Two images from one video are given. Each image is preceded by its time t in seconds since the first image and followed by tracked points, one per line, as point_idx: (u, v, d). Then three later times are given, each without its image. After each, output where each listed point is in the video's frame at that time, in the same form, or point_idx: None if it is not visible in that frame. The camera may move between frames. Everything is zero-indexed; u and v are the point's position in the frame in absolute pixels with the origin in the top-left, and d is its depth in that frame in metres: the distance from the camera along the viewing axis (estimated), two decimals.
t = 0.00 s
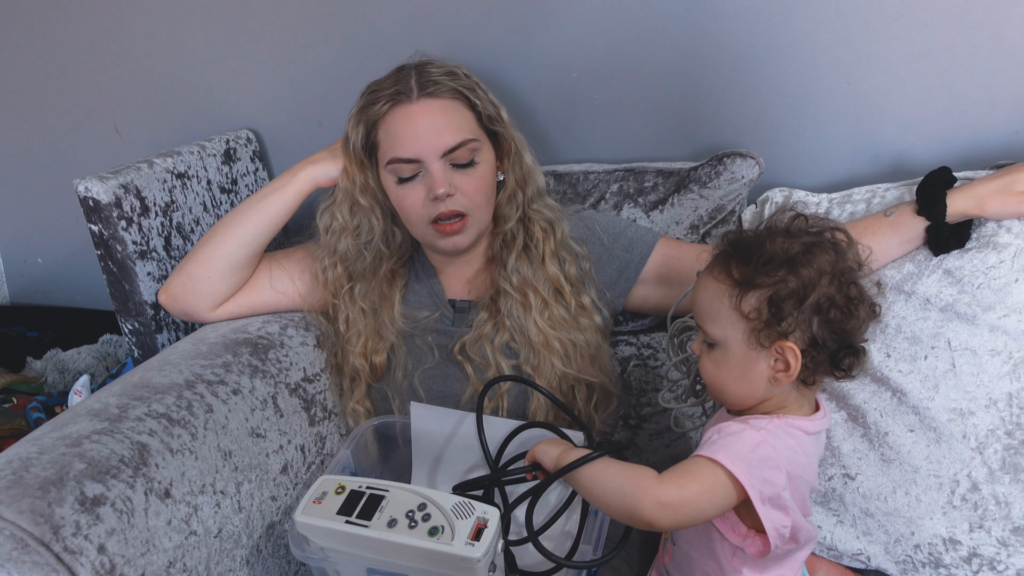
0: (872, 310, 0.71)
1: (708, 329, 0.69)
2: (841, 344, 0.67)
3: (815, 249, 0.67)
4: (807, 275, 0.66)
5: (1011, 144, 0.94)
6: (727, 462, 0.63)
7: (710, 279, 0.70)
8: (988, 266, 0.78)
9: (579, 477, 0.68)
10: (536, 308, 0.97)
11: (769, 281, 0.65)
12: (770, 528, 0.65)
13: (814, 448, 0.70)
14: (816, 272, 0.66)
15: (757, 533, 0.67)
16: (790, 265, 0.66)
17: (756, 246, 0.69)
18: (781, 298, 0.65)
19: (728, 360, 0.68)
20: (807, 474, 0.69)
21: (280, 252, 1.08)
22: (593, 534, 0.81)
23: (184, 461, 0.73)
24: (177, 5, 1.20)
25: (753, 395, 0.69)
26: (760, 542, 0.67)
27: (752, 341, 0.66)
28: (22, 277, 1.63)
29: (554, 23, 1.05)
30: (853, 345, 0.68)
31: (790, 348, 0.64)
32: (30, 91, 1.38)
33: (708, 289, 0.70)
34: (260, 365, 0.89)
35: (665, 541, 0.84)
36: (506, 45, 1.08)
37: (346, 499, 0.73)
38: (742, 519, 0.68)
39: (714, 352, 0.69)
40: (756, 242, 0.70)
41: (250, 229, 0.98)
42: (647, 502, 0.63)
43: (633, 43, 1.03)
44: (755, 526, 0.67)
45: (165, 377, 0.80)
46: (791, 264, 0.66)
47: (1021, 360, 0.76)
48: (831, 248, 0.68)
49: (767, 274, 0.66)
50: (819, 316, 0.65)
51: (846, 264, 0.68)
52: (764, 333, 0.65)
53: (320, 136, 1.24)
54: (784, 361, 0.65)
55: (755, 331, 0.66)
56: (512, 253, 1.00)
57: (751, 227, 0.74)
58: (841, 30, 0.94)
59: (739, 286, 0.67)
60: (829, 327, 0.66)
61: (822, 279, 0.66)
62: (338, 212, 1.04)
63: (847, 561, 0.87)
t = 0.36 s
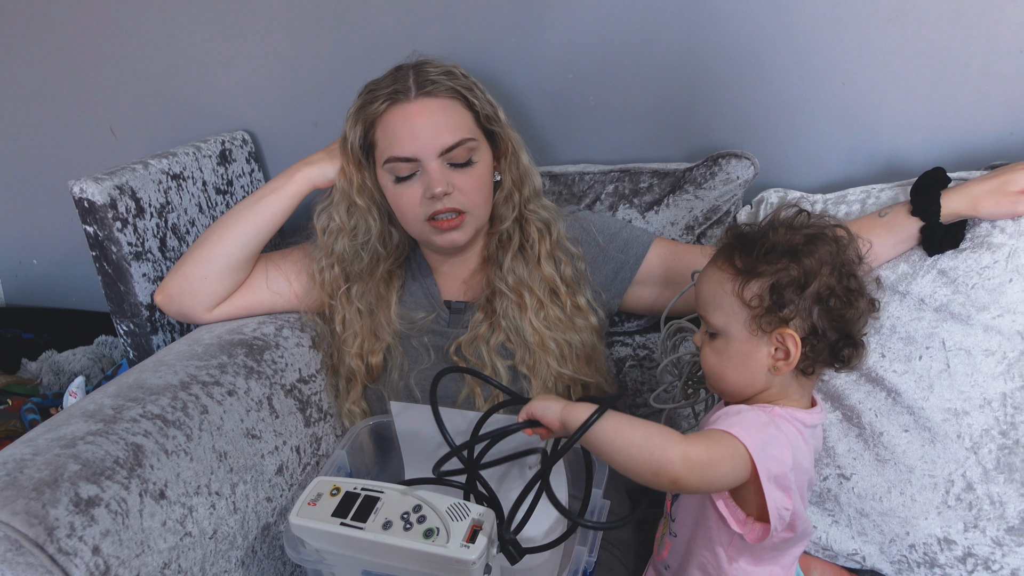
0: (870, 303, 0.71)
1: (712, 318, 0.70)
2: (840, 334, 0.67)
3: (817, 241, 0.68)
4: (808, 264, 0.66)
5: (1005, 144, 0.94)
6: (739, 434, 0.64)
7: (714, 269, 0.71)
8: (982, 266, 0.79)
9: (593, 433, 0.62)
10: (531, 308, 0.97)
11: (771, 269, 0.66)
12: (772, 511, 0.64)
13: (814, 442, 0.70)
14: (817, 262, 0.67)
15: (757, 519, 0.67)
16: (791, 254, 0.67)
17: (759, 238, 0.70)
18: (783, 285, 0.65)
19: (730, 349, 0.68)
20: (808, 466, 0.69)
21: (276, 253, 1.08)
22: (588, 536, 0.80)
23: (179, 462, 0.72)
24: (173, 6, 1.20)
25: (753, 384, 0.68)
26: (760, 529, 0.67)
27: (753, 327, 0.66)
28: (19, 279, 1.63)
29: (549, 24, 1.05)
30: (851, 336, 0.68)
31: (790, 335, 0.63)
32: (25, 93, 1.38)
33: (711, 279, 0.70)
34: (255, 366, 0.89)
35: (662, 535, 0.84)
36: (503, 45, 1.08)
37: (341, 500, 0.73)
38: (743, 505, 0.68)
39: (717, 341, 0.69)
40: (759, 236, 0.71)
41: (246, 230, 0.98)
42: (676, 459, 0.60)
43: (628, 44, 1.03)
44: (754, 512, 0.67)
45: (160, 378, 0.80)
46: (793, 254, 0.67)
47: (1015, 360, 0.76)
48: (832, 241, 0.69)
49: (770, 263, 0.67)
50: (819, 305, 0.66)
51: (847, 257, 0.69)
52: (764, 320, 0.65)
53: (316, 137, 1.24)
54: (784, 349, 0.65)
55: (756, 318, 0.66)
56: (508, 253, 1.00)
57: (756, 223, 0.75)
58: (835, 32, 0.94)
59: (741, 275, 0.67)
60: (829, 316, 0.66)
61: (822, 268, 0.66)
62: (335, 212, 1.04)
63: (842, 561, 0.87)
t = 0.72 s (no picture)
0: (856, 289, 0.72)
1: (702, 322, 0.69)
2: (832, 323, 0.68)
3: (796, 235, 0.69)
4: (792, 259, 0.67)
5: (999, 145, 0.95)
6: (755, 414, 0.64)
7: (699, 275, 0.71)
8: (977, 266, 0.79)
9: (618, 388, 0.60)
10: (527, 309, 0.98)
11: (756, 267, 0.66)
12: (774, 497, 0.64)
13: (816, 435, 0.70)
14: (800, 256, 0.67)
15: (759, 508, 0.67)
16: (773, 250, 0.67)
17: (738, 238, 0.70)
18: (769, 281, 0.65)
19: (725, 350, 0.68)
20: (812, 458, 0.69)
21: (272, 254, 1.08)
22: (584, 535, 0.80)
23: (174, 463, 0.72)
24: (169, 7, 1.20)
25: (753, 382, 0.68)
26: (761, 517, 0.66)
27: (745, 327, 0.66)
28: (14, 280, 1.63)
29: (545, 25, 1.05)
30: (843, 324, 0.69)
31: (783, 330, 0.64)
32: (21, 94, 1.38)
33: (698, 285, 0.70)
34: (251, 366, 0.88)
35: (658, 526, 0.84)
36: (498, 46, 1.08)
37: (337, 501, 0.73)
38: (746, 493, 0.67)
39: (711, 344, 0.69)
40: (739, 235, 0.71)
41: (242, 230, 0.98)
42: (699, 426, 0.60)
43: (624, 44, 1.03)
44: (755, 501, 0.67)
45: (156, 379, 0.80)
46: (775, 250, 0.67)
47: (1010, 360, 0.76)
48: (811, 233, 0.70)
49: (754, 262, 0.67)
50: (808, 298, 0.66)
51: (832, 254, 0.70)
52: (756, 318, 0.65)
53: (312, 138, 1.24)
54: (778, 344, 0.65)
55: (747, 317, 0.66)
56: (504, 253, 1.00)
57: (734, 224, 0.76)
58: (830, 32, 0.95)
59: (727, 276, 0.67)
60: (818, 307, 0.66)
61: (805, 261, 0.67)
62: (330, 213, 1.04)
63: (838, 560, 0.87)
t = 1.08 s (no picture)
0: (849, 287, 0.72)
1: (697, 333, 0.69)
2: (827, 324, 0.67)
3: (784, 239, 0.69)
4: (782, 264, 0.67)
5: (997, 145, 0.95)
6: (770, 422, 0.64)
7: (691, 287, 0.70)
8: (974, 266, 0.79)
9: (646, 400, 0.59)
10: (524, 309, 0.98)
11: (747, 276, 0.66)
12: (786, 503, 0.64)
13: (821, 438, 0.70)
14: (790, 260, 0.67)
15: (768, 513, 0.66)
16: (762, 257, 0.67)
17: (727, 247, 0.70)
18: (760, 288, 0.65)
19: (724, 361, 0.68)
20: (821, 464, 0.69)
21: (269, 254, 1.08)
22: (583, 536, 0.79)
23: (171, 464, 0.72)
24: (165, 6, 1.20)
25: (754, 390, 0.69)
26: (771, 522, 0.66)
27: (741, 337, 0.66)
28: (10, 281, 1.63)
29: (542, 25, 1.05)
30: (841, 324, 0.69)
31: (780, 337, 0.64)
32: (17, 94, 1.38)
33: (690, 297, 0.70)
34: (248, 367, 0.88)
35: (659, 529, 0.84)
36: (496, 46, 1.08)
37: (334, 502, 0.73)
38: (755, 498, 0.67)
39: (709, 355, 0.69)
40: (729, 243, 0.71)
41: (239, 230, 0.98)
42: (727, 441, 0.59)
43: (622, 45, 1.03)
44: (765, 506, 0.67)
45: (152, 380, 0.80)
46: (765, 257, 0.67)
47: (1008, 360, 0.76)
48: (800, 236, 0.70)
49: (744, 270, 0.66)
50: (801, 301, 0.66)
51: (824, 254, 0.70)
52: (752, 328, 0.65)
53: (309, 138, 1.24)
54: (776, 351, 0.65)
55: (743, 327, 0.65)
56: (501, 253, 1.00)
57: (722, 232, 0.76)
58: (827, 32, 0.95)
59: (719, 287, 0.67)
60: (812, 309, 0.66)
61: (795, 264, 0.67)
62: (327, 213, 1.04)
63: (836, 560, 0.87)
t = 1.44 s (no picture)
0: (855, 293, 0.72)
1: (703, 344, 0.69)
2: (835, 332, 0.68)
3: (790, 247, 0.69)
4: (788, 273, 0.67)
5: (995, 144, 0.95)
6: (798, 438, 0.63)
7: (695, 296, 0.70)
8: (972, 266, 0.79)
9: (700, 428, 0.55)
10: (524, 310, 0.97)
11: (753, 287, 0.66)
12: (807, 517, 0.63)
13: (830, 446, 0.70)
14: (796, 268, 0.67)
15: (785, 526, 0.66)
16: (768, 265, 0.67)
17: (732, 256, 0.70)
18: (767, 299, 0.65)
19: (731, 372, 0.67)
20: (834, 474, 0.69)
21: (268, 254, 1.08)
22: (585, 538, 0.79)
23: (170, 464, 0.72)
24: (164, 6, 1.20)
25: (759, 401, 0.69)
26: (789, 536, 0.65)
27: (749, 348, 0.65)
28: (9, 281, 1.62)
29: (541, 26, 1.05)
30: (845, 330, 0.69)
31: (788, 346, 0.63)
32: (15, 94, 1.38)
33: (695, 307, 0.69)
34: (247, 367, 0.88)
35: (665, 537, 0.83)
36: (494, 46, 1.08)
37: (333, 502, 0.73)
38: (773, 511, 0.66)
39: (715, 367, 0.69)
40: (733, 251, 0.70)
41: (238, 230, 0.98)
42: (770, 461, 0.58)
43: (620, 44, 1.03)
44: (782, 519, 0.66)
45: (151, 380, 0.80)
46: (770, 266, 0.67)
47: (1006, 359, 0.76)
48: (804, 243, 0.70)
49: (751, 280, 0.66)
50: (808, 311, 0.66)
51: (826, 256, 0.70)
52: (761, 339, 0.65)
53: (308, 138, 1.24)
54: (784, 361, 0.65)
55: (751, 338, 0.65)
56: (500, 254, 1.00)
57: (724, 240, 0.76)
58: (825, 31, 0.95)
59: (724, 298, 0.67)
60: (820, 318, 0.67)
61: (801, 272, 0.67)
62: (326, 213, 1.04)
63: (835, 560, 0.87)
